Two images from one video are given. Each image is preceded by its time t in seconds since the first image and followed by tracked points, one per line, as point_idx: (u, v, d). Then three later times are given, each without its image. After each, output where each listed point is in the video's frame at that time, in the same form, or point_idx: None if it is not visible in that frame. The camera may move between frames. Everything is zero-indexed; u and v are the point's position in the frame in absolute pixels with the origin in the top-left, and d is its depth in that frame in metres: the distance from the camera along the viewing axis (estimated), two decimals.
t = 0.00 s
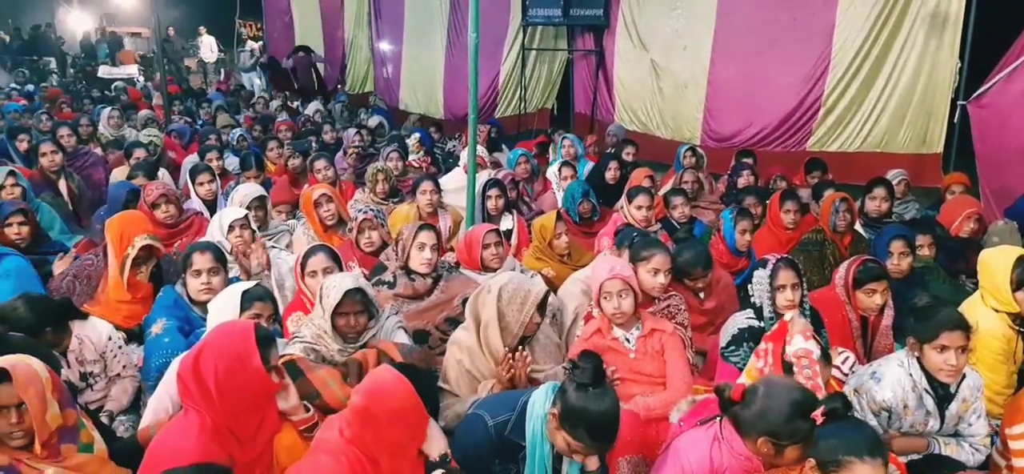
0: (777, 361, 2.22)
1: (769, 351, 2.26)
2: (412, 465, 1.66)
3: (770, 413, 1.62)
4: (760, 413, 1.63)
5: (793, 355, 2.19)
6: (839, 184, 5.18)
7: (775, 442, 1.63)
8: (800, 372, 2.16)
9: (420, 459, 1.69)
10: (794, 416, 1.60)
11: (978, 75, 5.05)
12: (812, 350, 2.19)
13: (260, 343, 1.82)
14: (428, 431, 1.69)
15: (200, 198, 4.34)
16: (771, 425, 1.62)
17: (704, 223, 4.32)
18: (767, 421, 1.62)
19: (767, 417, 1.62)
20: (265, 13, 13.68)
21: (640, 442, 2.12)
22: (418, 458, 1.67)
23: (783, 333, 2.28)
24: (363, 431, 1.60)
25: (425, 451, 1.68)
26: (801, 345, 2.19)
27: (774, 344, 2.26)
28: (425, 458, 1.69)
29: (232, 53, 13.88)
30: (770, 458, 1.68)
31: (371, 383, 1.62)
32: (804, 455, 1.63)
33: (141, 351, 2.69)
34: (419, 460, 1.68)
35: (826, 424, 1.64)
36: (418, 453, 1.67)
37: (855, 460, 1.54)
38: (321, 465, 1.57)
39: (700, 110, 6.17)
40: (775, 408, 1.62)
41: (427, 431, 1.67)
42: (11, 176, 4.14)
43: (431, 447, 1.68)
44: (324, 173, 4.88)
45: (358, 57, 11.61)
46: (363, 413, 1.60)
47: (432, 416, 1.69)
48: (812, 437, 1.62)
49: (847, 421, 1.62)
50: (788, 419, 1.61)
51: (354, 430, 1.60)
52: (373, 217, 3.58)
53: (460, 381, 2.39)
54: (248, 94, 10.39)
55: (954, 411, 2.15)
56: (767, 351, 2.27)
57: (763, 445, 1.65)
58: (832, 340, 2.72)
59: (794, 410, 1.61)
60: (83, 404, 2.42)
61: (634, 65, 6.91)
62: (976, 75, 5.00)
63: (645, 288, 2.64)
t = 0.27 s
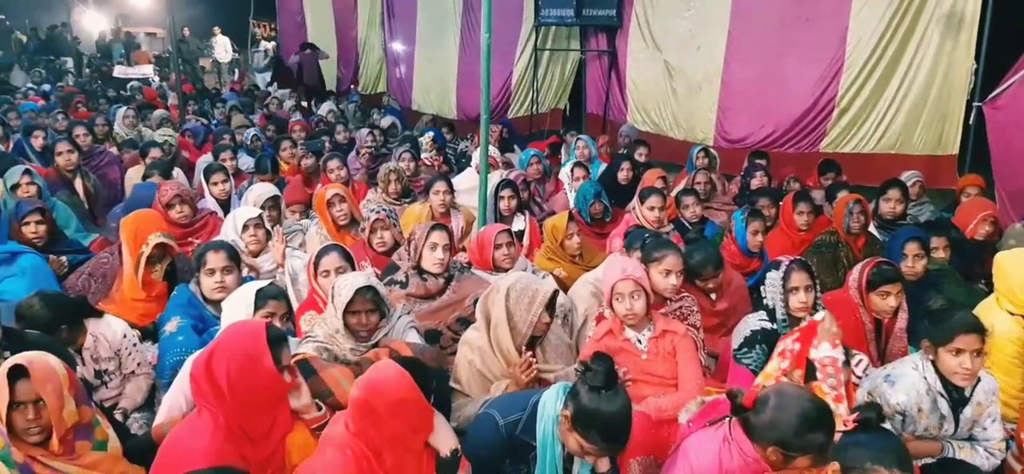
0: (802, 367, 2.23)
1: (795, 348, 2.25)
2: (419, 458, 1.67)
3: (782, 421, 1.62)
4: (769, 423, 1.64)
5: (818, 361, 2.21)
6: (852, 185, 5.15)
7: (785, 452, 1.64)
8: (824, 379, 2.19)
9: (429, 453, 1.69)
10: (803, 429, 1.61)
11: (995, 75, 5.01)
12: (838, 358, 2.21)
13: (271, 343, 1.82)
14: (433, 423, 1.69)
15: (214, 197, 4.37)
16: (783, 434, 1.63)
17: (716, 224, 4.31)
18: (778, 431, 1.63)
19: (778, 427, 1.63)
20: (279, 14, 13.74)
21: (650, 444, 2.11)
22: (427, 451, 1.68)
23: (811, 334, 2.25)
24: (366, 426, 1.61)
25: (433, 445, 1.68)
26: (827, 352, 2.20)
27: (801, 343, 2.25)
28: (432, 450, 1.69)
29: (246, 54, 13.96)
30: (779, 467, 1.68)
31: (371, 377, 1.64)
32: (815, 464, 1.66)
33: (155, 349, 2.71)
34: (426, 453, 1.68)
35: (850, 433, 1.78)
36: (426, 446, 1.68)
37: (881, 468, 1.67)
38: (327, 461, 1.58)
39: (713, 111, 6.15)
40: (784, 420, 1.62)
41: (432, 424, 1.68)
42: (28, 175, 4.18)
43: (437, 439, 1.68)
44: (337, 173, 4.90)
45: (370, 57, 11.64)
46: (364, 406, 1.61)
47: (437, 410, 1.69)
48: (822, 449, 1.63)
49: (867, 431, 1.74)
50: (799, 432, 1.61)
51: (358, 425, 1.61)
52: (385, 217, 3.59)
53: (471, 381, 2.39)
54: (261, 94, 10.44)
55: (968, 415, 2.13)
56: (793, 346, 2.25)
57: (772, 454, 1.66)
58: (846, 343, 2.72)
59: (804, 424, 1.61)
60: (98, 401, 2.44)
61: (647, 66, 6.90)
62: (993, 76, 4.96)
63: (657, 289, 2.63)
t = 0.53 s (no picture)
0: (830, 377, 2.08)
1: (824, 349, 2.10)
2: (424, 450, 1.68)
3: (793, 427, 1.64)
4: (782, 428, 1.65)
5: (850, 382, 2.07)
6: (868, 185, 5.11)
7: (798, 457, 1.64)
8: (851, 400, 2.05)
9: (438, 444, 1.71)
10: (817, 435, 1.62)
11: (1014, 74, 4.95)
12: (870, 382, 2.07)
13: (287, 341, 1.83)
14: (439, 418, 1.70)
15: (229, 195, 4.40)
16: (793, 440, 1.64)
17: (730, 224, 4.29)
18: (790, 436, 1.64)
19: (790, 431, 1.64)
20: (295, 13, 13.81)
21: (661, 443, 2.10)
22: (433, 439, 1.70)
23: (844, 338, 2.10)
24: (369, 421, 1.62)
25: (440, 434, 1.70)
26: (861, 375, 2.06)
27: (832, 346, 2.10)
28: (439, 438, 1.71)
29: (263, 53, 14.05)
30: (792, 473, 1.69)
31: (370, 372, 1.63)
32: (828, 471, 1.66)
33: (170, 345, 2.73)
34: (433, 446, 1.70)
35: (857, 427, 1.61)
36: (432, 434, 1.69)
37: (886, 456, 1.50)
38: (331, 457, 1.60)
39: (728, 110, 6.12)
40: (796, 426, 1.64)
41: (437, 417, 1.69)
42: (45, 172, 4.22)
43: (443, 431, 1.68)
44: (351, 171, 4.92)
45: (385, 56, 11.68)
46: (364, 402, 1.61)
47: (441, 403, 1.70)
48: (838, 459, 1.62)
49: (880, 426, 1.57)
50: (812, 439, 1.62)
51: (360, 420, 1.62)
52: (398, 215, 3.60)
53: (483, 379, 2.40)
54: (277, 93, 10.50)
55: (984, 417, 2.12)
56: (822, 346, 2.11)
57: (784, 460, 1.66)
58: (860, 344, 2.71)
59: (818, 430, 1.62)
60: (112, 397, 2.47)
61: (663, 66, 6.89)
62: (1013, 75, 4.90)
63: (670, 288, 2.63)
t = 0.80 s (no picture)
0: (832, 378, 2.05)
1: (823, 351, 2.07)
2: (423, 451, 1.67)
3: (795, 429, 1.64)
4: (785, 430, 1.66)
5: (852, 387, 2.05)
6: (869, 185, 5.12)
7: (799, 459, 1.65)
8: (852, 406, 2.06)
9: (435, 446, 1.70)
10: (819, 438, 1.62)
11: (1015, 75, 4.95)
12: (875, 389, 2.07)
13: (295, 342, 1.83)
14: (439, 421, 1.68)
15: (230, 195, 4.40)
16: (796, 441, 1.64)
17: (731, 225, 4.29)
18: (792, 439, 1.65)
19: (793, 433, 1.65)
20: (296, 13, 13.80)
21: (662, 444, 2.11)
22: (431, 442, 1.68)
23: (845, 337, 2.06)
24: (367, 419, 1.62)
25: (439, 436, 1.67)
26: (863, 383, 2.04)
27: (830, 346, 2.07)
28: (436, 437, 1.68)
29: (264, 53, 14.05)
30: None
31: (371, 371, 1.63)
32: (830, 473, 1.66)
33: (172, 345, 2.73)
34: (432, 447, 1.69)
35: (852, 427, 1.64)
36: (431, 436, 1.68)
37: (884, 456, 1.55)
38: (331, 455, 1.61)
39: (729, 111, 6.12)
40: (798, 430, 1.64)
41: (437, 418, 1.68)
42: (46, 172, 4.22)
43: (442, 433, 1.67)
44: (352, 171, 4.92)
45: (387, 56, 11.68)
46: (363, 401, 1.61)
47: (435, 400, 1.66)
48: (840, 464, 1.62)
49: (875, 424, 1.62)
50: (815, 443, 1.62)
51: (360, 419, 1.63)
52: (399, 215, 3.60)
53: (483, 380, 2.40)
54: (278, 93, 10.50)
55: (986, 417, 2.11)
56: (820, 346, 2.08)
57: (787, 461, 1.68)
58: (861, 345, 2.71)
59: (821, 434, 1.62)
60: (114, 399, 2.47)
61: (664, 66, 6.88)
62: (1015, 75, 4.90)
63: (672, 288, 2.63)
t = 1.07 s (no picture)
0: (840, 385, 2.05)
1: (830, 358, 2.06)
2: (433, 454, 1.67)
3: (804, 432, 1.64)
4: (794, 431, 1.66)
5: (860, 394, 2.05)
6: (881, 187, 5.09)
7: (807, 461, 1.65)
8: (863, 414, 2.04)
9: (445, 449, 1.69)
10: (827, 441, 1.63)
11: None
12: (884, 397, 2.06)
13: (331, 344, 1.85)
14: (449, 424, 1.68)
15: (242, 195, 4.43)
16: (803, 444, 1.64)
17: (742, 226, 4.28)
18: (800, 440, 1.65)
19: (801, 435, 1.65)
20: (307, 14, 13.85)
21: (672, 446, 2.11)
22: (441, 446, 1.68)
23: (851, 344, 2.05)
24: (377, 419, 1.63)
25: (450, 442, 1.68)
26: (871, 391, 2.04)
27: (836, 353, 2.06)
28: (447, 447, 1.68)
29: (275, 54, 14.10)
30: None
31: (384, 370, 1.64)
32: None
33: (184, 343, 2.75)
34: (443, 450, 1.69)
35: (858, 431, 1.59)
36: (439, 441, 1.68)
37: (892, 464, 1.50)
38: (342, 454, 1.61)
39: (741, 112, 6.11)
40: (807, 431, 1.64)
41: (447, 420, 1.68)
42: (60, 171, 4.25)
43: (454, 441, 1.67)
44: (363, 172, 4.93)
45: (397, 57, 11.70)
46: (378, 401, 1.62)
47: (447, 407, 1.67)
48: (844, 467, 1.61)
49: (880, 427, 1.57)
50: (821, 445, 1.63)
51: (371, 418, 1.64)
52: (410, 215, 3.61)
53: (493, 381, 2.40)
54: (289, 94, 10.54)
55: (999, 421, 2.10)
56: (827, 353, 2.07)
57: (795, 462, 1.68)
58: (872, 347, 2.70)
59: (829, 435, 1.63)
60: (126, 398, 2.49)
61: (676, 67, 6.87)
62: None
63: (682, 289, 2.63)
